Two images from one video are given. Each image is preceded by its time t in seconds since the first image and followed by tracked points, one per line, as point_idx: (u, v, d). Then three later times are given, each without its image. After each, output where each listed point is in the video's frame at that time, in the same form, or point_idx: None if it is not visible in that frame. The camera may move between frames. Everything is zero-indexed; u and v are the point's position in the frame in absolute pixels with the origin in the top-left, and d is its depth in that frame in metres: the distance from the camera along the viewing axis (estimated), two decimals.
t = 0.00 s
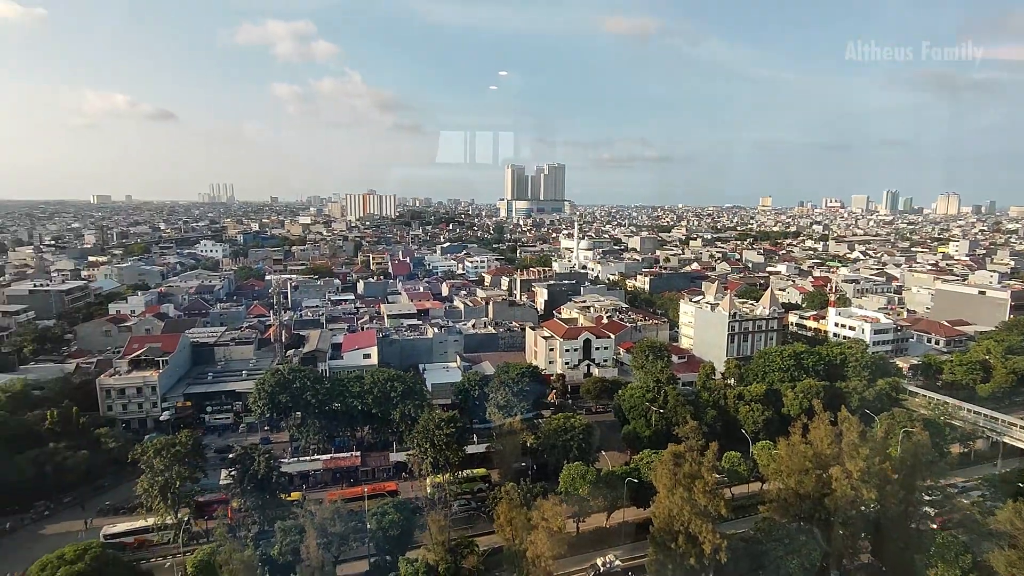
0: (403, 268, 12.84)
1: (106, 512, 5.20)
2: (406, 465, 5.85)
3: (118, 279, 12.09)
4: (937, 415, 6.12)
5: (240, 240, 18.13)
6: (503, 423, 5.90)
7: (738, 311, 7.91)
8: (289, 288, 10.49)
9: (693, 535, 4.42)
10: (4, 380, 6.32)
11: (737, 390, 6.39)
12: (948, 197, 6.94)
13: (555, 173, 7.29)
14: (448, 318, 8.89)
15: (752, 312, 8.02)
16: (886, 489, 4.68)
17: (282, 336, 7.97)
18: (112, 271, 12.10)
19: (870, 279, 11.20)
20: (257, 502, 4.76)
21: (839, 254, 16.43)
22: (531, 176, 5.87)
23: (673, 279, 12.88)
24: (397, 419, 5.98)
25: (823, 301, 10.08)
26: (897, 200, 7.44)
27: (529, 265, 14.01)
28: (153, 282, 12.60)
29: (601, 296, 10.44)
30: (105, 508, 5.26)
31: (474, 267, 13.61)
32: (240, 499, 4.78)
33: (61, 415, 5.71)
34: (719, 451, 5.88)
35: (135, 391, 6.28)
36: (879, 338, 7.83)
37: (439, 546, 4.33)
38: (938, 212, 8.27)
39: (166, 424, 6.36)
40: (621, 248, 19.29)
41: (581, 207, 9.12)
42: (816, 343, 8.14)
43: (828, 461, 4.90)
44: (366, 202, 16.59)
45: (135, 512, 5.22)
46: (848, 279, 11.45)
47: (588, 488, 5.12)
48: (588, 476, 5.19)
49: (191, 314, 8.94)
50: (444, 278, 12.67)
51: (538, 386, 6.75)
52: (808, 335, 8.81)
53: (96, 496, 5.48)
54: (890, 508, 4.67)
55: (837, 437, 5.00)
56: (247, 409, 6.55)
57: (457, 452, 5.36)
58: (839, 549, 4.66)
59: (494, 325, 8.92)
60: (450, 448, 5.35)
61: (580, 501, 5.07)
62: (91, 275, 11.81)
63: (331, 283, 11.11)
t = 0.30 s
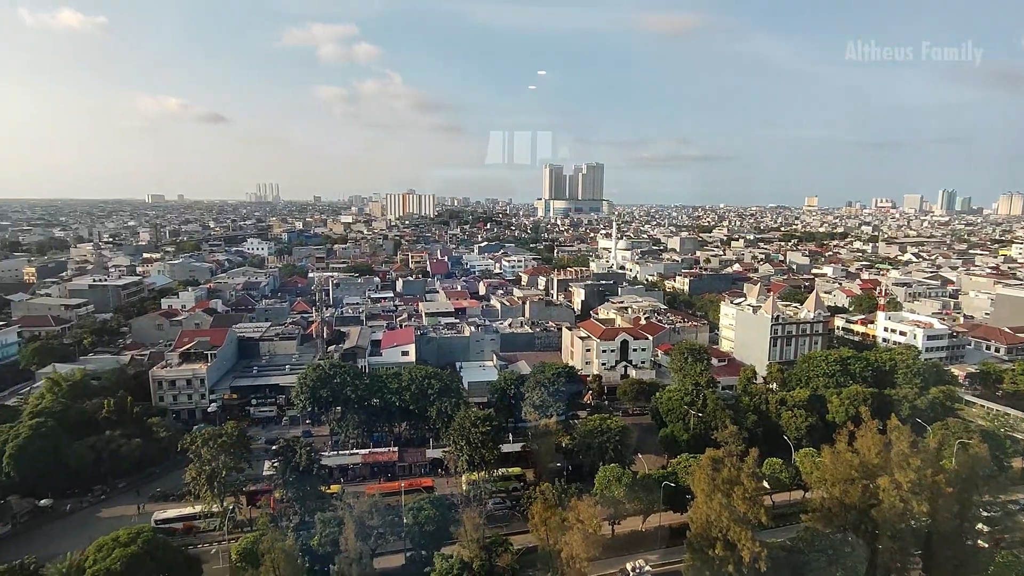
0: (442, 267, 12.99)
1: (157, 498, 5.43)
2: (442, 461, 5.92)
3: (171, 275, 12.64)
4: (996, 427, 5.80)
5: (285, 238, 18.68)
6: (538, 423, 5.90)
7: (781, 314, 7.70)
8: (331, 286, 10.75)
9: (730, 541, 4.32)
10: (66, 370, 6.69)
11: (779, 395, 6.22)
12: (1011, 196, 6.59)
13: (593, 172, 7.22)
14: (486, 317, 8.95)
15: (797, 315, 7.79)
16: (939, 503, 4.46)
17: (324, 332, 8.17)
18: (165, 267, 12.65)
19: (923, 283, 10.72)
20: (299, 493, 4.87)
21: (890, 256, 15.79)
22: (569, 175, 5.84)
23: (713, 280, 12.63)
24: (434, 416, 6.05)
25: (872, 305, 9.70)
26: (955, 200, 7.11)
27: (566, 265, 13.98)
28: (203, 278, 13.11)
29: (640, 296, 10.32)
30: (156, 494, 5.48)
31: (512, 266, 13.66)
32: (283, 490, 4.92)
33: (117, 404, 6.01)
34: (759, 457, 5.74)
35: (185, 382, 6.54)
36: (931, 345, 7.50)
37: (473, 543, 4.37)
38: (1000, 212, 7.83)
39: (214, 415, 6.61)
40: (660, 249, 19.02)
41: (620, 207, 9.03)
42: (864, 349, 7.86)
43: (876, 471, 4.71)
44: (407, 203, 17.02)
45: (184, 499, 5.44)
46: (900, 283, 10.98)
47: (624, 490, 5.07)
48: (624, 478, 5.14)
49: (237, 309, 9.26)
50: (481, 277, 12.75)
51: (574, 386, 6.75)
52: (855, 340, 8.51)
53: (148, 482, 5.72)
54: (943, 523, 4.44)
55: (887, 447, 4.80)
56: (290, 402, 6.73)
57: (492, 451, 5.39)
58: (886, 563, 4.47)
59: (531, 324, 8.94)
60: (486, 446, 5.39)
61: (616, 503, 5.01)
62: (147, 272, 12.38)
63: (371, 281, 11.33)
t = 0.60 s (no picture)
0: (476, 267, 13.10)
1: (200, 488, 5.62)
2: (475, 460, 5.96)
3: (215, 272, 13.07)
4: None
5: (323, 237, 19.09)
6: (571, 424, 5.88)
7: (823, 317, 7.48)
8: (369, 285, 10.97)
9: (767, 549, 4.21)
10: (117, 363, 7.00)
11: (820, 401, 6.05)
12: None
13: (629, 171, 7.14)
14: (519, 317, 8.99)
15: (839, 319, 7.56)
16: (992, 518, 4.25)
17: (360, 330, 8.33)
18: (210, 265, 13.09)
19: (976, 287, 10.25)
20: (335, 487, 4.96)
21: (940, 259, 15.15)
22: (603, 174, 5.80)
23: (752, 282, 12.35)
24: (467, 415, 6.09)
25: (921, 310, 9.33)
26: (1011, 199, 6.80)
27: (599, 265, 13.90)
28: (246, 276, 13.52)
29: (675, 298, 10.18)
30: (199, 484, 5.68)
31: (546, 267, 13.67)
32: (319, 483, 5.02)
33: (164, 397, 6.25)
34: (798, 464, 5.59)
35: (227, 376, 6.75)
36: (985, 352, 7.18)
37: (505, 542, 4.38)
38: None
39: (254, 409, 6.80)
40: (696, 250, 18.71)
41: (656, 207, 8.92)
42: (911, 355, 7.57)
43: (924, 483, 4.53)
44: (443, 203, 17.14)
45: (225, 489, 5.61)
46: (951, 286, 10.52)
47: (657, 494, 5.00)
48: (658, 481, 5.07)
49: (278, 307, 9.52)
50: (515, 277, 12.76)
51: (607, 387, 6.71)
52: (901, 345, 8.21)
53: (192, 472, 5.93)
54: (997, 540, 4.23)
55: (935, 458, 4.61)
56: (326, 398, 6.87)
57: (524, 451, 5.40)
58: None
59: (564, 324, 8.92)
60: (518, 446, 5.39)
61: (649, 507, 4.95)
62: (193, 269, 12.83)
63: (407, 280, 11.50)
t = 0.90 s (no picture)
0: (507, 267, 13.14)
1: (237, 481, 5.78)
2: (504, 460, 5.97)
3: (253, 271, 13.43)
4: None
5: (356, 237, 19.42)
6: (601, 426, 5.83)
7: (864, 321, 7.25)
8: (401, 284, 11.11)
9: (802, 558, 4.10)
10: (160, 358, 7.25)
11: (860, 407, 5.86)
12: None
13: (662, 171, 7.02)
14: (549, 317, 8.99)
15: (882, 323, 7.31)
16: None
17: (393, 328, 8.44)
18: (248, 263, 13.46)
19: None
20: (367, 483, 5.03)
21: (990, 262, 14.51)
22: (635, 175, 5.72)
23: (788, 285, 12.06)
24: (496, 415, 6.10)
25: (969, 315, 8.96)
26: None
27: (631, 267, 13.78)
28: (282, 275, 13.84)
29: (709, 300, 10.01)
30: (237, 477, 5.83)
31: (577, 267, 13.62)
32: (352, 479, 5.10)
33: (204, 391, 6.44)
34: (836, 472, 5.43)
35: (264, 372, 6.93)
36: None
37: (533, 542, 4.37)
38: None
39: (290, 404, 6.96)
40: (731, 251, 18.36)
41: (690, 207, 8.78)
42: (958, 361, 7.29)
43: (972, 495, 4.34)
44: (474, 203, 17.22)
45: (261, 483, 5.76)
46: (1002, 290, 10.07)
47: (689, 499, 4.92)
48: (689, 486, 4.99)
49: (313, 305, 9.73)
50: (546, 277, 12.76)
51: (638, 390, 6.65)
52: (948, 351, 7.90)
53: (230, 465, 6.10)
54: None
55: (984, 470, 4.42)
56: (359, 395, 6.98)
57: (554, 452, 5.39)
58: None
59: (595, 325, 8.87)
60: (548, 447, 5.38)
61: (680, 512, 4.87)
62: (232, 268, 13.20)
63: (438, 279, 11.60)
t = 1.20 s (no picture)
0: (535, 267, 13.14)
1: (269, 475, 5.91)
2: (530, 460, 5.98)
3: (286, 270, 13.72)
4: None
5: (386, 237, 19.67)
6: (629, 428, 5.75)
7: (903, 325, 7.03)
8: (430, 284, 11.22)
9: (836, 568, 4.00)
10: (197, 354, 7.47)
11: (898, 414, 5.69)
12: None
13: (693, 171, 6.91)
14: (577, 318, 8.96)
15: (922, 328, 7.08)
16: None
17: (421, 327, 8.52)
18: (281, 262, 13.76)
19: None
20: (395, 480, 5.08)
21: None
22: (665, 174, 5.66)
23: (823, 287, 11.77)
24: (523, 415, 6.10)
25: (1016, 320, 8.60)
26: None
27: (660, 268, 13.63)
28: (314, 273, 14.11)
29: (740, 302, 9.82)
30: (269, 471, 5.96)
31: (606, 268, 13.54)
32: (380, 476, 5.16)
33: (238, 387, 6.61)
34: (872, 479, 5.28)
35: (296, 369, 7.08)
36: None
37: (560, 544, 4.36)
38: None
39: (320, 401, 7.09)
40: (763, 252, 18.01)
41: (721, 207, 8.64)
42: (1004, 368, 7.01)
43: (1017, 508, 4.17)
44: (502, 203, 17.26)
45: (293, 477, 5.88)
46: None
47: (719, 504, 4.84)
48: (719, 491, 4.90)
49: (344, 303, 9.89)
50: (573, 278, 12.71)
51: (667, 392, 6.57)
52: (993, 357, 7.60)
53: (262, 459, 6.24)
54: None
55: None
56: (388, 393, 7.07)
57: (581, 453, 5.37)
58: None
59: (623, 326, 8.80)
60: (575, 448, 5.36)
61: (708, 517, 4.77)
62: (266, 267, 13.52)
63: (466, 279, 11.66)
